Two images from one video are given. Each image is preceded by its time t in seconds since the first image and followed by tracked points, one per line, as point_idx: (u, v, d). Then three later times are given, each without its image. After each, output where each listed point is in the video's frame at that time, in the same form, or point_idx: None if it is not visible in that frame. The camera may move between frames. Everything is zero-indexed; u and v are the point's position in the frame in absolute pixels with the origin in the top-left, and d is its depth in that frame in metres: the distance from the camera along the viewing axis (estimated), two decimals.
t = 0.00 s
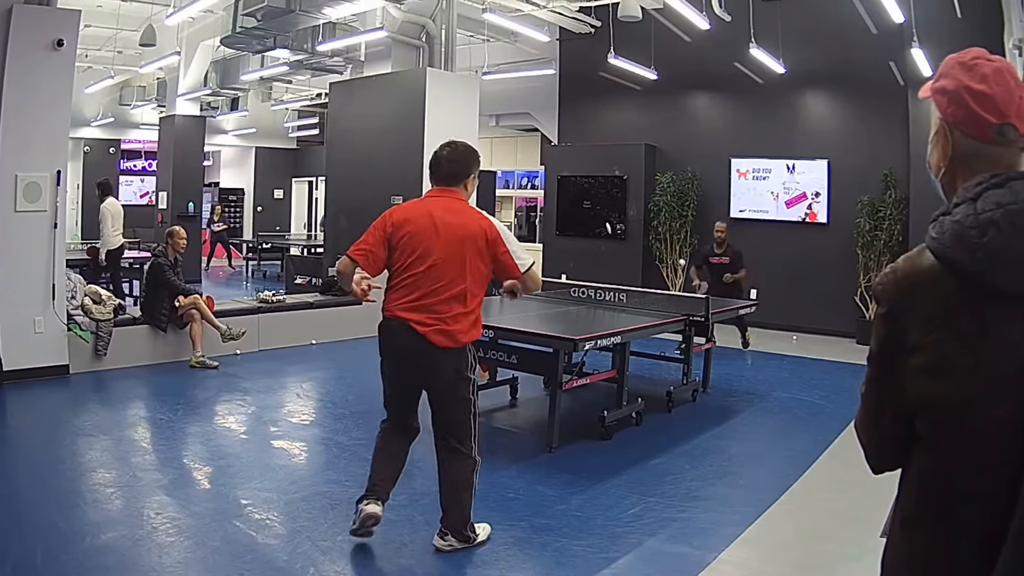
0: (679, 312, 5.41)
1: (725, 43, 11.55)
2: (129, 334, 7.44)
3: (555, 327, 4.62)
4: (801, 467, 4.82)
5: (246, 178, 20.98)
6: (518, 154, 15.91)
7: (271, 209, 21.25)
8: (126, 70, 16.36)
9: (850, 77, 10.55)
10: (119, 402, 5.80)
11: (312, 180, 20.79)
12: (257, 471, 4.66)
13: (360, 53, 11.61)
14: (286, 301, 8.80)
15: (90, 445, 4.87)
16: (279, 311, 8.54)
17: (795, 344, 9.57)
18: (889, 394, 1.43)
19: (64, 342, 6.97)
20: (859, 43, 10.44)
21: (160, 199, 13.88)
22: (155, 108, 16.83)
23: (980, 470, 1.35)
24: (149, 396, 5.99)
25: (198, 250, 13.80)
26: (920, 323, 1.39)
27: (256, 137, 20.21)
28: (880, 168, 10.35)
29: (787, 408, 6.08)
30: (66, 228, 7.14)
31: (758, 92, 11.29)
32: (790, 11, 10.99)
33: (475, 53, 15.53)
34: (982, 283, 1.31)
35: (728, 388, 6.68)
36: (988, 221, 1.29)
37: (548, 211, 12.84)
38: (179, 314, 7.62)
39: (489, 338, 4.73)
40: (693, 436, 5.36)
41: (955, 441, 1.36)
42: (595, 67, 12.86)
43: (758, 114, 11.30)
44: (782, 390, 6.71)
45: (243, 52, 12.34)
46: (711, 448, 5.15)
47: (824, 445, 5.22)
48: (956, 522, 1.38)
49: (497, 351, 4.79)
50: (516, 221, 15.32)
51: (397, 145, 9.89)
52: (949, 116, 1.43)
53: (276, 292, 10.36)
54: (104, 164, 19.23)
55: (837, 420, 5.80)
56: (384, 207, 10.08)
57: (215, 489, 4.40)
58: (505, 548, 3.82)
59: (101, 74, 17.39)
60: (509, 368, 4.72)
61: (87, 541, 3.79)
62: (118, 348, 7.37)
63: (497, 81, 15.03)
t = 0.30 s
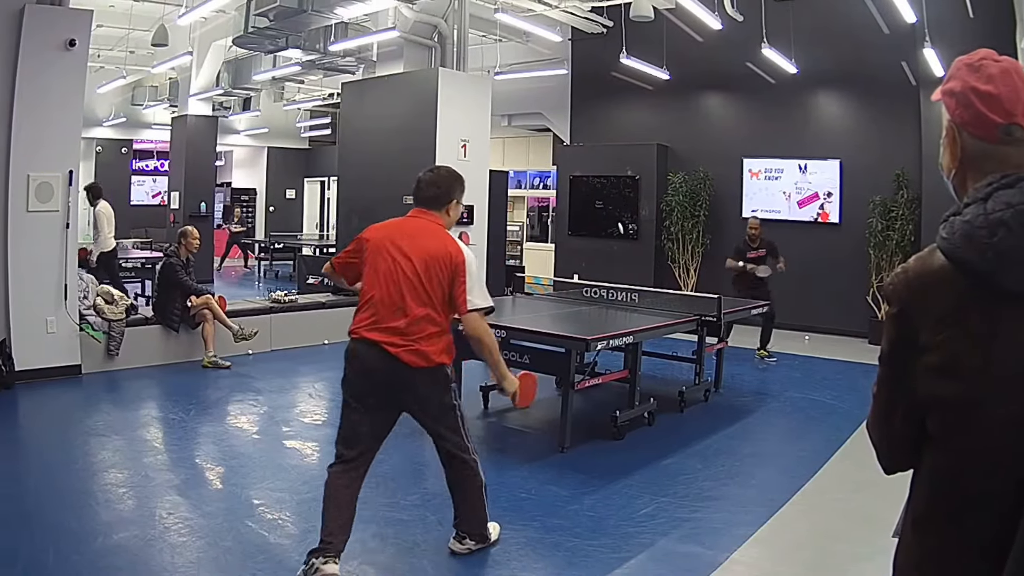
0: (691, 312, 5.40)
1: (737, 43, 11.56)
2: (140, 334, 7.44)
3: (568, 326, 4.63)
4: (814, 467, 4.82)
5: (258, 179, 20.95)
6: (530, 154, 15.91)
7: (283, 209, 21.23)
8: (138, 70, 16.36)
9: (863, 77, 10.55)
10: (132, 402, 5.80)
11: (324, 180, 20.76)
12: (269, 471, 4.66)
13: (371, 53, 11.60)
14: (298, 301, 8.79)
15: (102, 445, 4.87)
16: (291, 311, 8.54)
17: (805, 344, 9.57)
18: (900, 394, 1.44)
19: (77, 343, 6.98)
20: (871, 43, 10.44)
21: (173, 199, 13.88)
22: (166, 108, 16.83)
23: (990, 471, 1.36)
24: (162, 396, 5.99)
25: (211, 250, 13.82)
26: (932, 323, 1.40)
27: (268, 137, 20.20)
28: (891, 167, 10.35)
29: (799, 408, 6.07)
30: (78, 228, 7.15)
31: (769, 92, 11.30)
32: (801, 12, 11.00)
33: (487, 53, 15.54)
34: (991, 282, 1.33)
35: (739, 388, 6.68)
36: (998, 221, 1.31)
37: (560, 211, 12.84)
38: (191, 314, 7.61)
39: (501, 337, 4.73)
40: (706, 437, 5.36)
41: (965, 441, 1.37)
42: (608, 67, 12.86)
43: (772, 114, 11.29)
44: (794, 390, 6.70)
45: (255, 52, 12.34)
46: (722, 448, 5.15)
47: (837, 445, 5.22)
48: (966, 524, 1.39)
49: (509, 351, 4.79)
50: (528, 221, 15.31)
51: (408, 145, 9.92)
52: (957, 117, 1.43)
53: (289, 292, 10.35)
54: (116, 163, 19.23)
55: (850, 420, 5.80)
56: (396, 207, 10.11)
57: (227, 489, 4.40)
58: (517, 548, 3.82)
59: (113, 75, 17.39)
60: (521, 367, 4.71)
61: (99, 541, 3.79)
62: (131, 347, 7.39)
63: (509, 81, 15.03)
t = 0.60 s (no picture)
0: (704, 312, 5.40)
1: (750, 43, 11.56)
2: (153, 333, 7.48)
3: (580, 326, 4.63)
4: (826, 467, 4.82)
5: (270, 179, 20.90)
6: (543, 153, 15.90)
7: (295, 209, 21.21)
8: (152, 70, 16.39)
9: (876, 77, 10.53)
10: (143, 402, 5.79)
11: (336, 180, 20.74)
12: (281, 471, 4.66)
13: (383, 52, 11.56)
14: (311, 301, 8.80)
15: (115, 445, 4.87)
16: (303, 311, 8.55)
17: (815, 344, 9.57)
18: (912, 394, 1.45)
19: (89, 343, 6.99)
20: (883, 43, 10.44)
21: (185, 199, 13.93)
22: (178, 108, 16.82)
23: (1001, 471, 1.36)
24: (174, 396, 5.99)
25: (223, 250, 13.83)
26: (943, 323, 1.41)
27: (280, 137, 20.23)
28: (903, 167, 10.35)
29: (812, 408, 6.07)
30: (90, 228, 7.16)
31: (781, 91, 11.31)
32: (814, 11, 10.98)
33: (499, 53, 15.54)
34: (1005, 281, 1.34)
35: (751, 388, 6.67)
36: (1009, 220, 1.32)
37: (572, 212, 12.83)
38: (203, 314, 7.61)
39: (513, 337, 4.74)
40: (717, 437, 5.35)
41: (978, 440, 1.37)
42: (621, 67, 12.85)
43: (787, 113, 11.28)
44: (807, 390, 6.70)
45: (267, 52, 12.33)
46: (734, 448, 5.14)
47: (849, 445, 5.21)
48: (977, 525, 1.39)
49: (521, 351, 4.80)
50: (541, 221, 15.30)
51: (421, 145, 9.95)
52: (969, 118, 1.43)
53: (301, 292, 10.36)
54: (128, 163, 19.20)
55: (862, 420, 5.79)
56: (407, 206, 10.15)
57: (239, 489, 4.40)
58: (529, 548, 3.82)
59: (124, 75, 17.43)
60: (533, 368, 4.72)
61: (111, 541, 3.79)
62: (143, 347, 7.41)
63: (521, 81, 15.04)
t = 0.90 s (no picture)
0: (716, 312, 5.41)
1: (762, 43, 11.57)
2: (164, 333, 7.48)
3: (592, 326, 4.64)
4: (838, 467, 4.82)
5: (282, 179, 20.87)
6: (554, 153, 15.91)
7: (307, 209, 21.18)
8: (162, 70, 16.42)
9: (888, 77, 10.53)
10: (155, 402, 5.79)
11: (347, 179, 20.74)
12: (294, 471, 4.66)
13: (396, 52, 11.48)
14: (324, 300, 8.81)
15: (127, 445, 4.87)
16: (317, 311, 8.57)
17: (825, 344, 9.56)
18: (924, 393, 1.47)
19: (101, 343, 6.99)
20: (896, 42, 10.43)
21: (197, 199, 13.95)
22: (190, 107, 16.82)
23: (1014, 471, 1.39)
24: (186, 396, 6.00)
25: (234, 250, 13.84)
26: (956, 323, 1.44)
27: (292, 137, 20.26)
28: (916, 167, 10.35)
29: (825, 408, 6.07)
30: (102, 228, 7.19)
31: (793, 92, 11.33)
32: (826, 11, 10.99)
33: (511, 53, 15.56)
34: (1018, 281, 1.37)
35: (763, 389, 6.66)
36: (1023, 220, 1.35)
37: (584, 212, 12.84)
38: (215, 314, 7.62)
39: (524, 337, 4.75)
40: (729, 437, 5.35)
41: (990, 439, 1.40)
42: (633, 67, 12.86)
43: (799, 112, 11.29)
44: (819, 390, 6.69)
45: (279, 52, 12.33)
46: (745, 449, 5.14)
47: (861, 445, 5.21)
48: (987, 524, 1.42)
49: (533, 351, 4.81)
50: (553, 221, 15.29)
51: (434, 145, 9.97)
52: (985, 119, 1.45)
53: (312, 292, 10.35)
54: (140, 163, 19.11)
55: (874, 420, 5.79)
56: (419, 206, 10.17)
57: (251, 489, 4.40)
58: (542, 548, 3.82)
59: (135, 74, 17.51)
60: (545, 368, 4.73)
61: (124, 541, 3.79)
62: (154, 347, 7.41)
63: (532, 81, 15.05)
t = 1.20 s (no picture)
0: (712, 312, 5.42)
1: (759, 43, 11.56)
2: (161, 333, 7.51)
3: (588, 326, 4.64)
4: (834, 467, 4.82)
5: (279, 178, 20.84)
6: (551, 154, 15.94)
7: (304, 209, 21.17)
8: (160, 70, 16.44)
9: (885, 77, 10.53)
10: (151, 402, 5.79)
11: (344, 180, 20.74)
12: (291, 471, 4.66)
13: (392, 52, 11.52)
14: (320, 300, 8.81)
15: (124, 445, 4.88)
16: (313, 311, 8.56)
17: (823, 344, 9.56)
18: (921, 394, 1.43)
19: (96, 343, 6.99)
20: (893, 43, 10.41)
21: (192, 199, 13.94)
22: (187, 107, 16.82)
23: (1011, 473, 1.34)
24: (182, 396, 6.00)
25: (231, 250, 13.85)
26: (953, 323, 1.40)
27: (290, 138, 20.25)
28: (912, 167, 10.35)
29: (820, 408, 6.08)
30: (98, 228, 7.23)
31: (789, 92, 11.32)
32: (823, 11, 10.98)
33: (507, 53, 15.55)
34: (1014, 282, 1.34)
35: (760, 389, 6.66)
36: (1020, 219, 1.32)
37: (580, 212, 12.83)
38: (213, 314, 7.64)
39: (522, 337, 4.75)
40: (724, 437, 5.35)
41: (987, 440, 1.36)
42: (630, 66, 12.85)
43: (796, 112, 11.28)
44: (815, 390, 6.69)
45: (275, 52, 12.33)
46: (741, 449, 5.14)
47: (857, 445, 5.22)
48: (984, 526, 1.37)
49: (529, 351, 4.82)
50: (549, 221, 15.29)
51: (430, 145, 9.96)
52: (984, 117, 1.43)
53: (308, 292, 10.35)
54: (136, 163, 18.99)
55: (870, 419, 5.80)
56: (415, 206, 10.18)
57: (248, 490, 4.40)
58: (538, 547, 3.82)
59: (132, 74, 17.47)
60: (542, 367, 4.74)
61: (121, 540, 3.80)
62: (150, 347, 7.43)
63: (529, 81, 15.06)
